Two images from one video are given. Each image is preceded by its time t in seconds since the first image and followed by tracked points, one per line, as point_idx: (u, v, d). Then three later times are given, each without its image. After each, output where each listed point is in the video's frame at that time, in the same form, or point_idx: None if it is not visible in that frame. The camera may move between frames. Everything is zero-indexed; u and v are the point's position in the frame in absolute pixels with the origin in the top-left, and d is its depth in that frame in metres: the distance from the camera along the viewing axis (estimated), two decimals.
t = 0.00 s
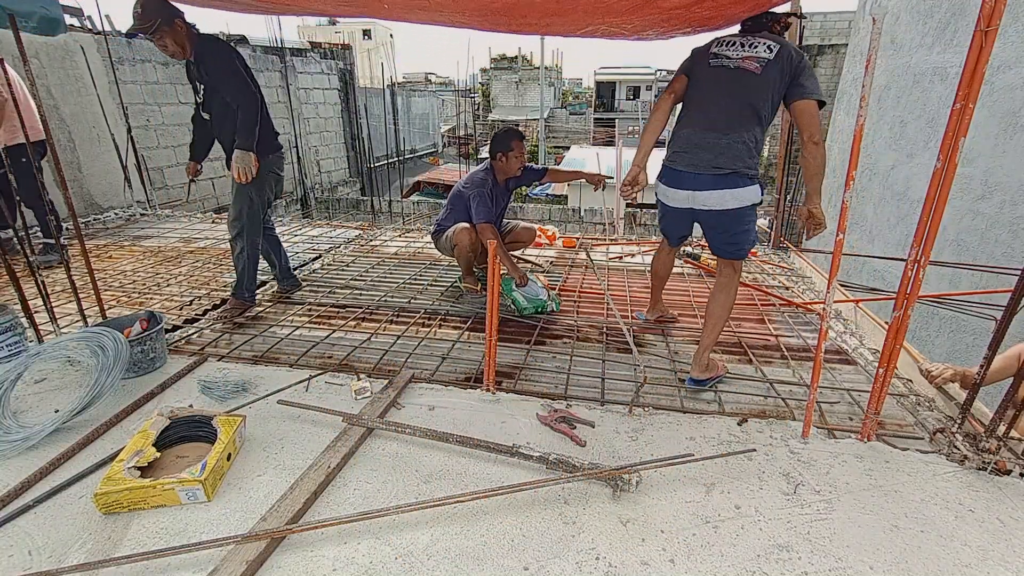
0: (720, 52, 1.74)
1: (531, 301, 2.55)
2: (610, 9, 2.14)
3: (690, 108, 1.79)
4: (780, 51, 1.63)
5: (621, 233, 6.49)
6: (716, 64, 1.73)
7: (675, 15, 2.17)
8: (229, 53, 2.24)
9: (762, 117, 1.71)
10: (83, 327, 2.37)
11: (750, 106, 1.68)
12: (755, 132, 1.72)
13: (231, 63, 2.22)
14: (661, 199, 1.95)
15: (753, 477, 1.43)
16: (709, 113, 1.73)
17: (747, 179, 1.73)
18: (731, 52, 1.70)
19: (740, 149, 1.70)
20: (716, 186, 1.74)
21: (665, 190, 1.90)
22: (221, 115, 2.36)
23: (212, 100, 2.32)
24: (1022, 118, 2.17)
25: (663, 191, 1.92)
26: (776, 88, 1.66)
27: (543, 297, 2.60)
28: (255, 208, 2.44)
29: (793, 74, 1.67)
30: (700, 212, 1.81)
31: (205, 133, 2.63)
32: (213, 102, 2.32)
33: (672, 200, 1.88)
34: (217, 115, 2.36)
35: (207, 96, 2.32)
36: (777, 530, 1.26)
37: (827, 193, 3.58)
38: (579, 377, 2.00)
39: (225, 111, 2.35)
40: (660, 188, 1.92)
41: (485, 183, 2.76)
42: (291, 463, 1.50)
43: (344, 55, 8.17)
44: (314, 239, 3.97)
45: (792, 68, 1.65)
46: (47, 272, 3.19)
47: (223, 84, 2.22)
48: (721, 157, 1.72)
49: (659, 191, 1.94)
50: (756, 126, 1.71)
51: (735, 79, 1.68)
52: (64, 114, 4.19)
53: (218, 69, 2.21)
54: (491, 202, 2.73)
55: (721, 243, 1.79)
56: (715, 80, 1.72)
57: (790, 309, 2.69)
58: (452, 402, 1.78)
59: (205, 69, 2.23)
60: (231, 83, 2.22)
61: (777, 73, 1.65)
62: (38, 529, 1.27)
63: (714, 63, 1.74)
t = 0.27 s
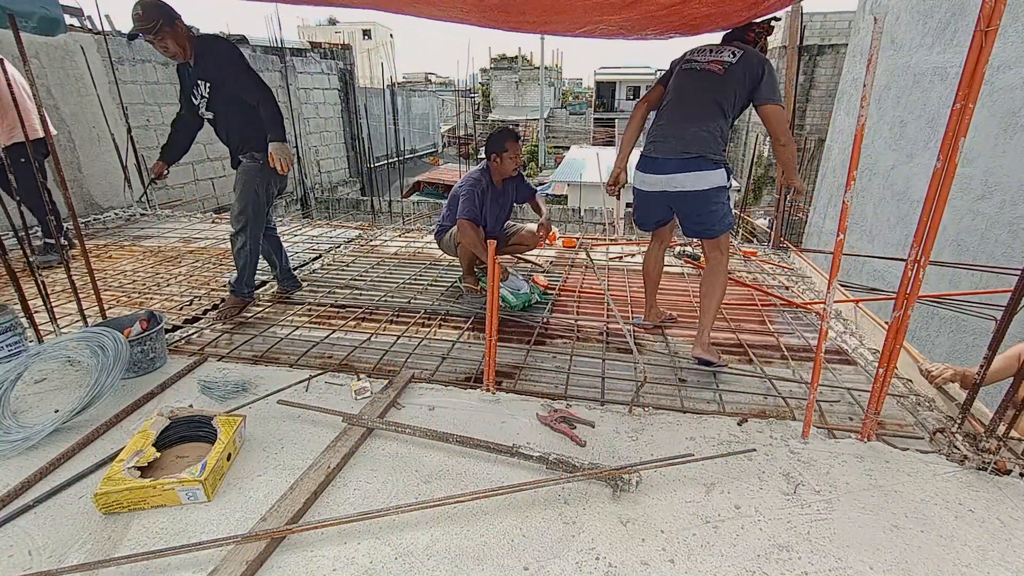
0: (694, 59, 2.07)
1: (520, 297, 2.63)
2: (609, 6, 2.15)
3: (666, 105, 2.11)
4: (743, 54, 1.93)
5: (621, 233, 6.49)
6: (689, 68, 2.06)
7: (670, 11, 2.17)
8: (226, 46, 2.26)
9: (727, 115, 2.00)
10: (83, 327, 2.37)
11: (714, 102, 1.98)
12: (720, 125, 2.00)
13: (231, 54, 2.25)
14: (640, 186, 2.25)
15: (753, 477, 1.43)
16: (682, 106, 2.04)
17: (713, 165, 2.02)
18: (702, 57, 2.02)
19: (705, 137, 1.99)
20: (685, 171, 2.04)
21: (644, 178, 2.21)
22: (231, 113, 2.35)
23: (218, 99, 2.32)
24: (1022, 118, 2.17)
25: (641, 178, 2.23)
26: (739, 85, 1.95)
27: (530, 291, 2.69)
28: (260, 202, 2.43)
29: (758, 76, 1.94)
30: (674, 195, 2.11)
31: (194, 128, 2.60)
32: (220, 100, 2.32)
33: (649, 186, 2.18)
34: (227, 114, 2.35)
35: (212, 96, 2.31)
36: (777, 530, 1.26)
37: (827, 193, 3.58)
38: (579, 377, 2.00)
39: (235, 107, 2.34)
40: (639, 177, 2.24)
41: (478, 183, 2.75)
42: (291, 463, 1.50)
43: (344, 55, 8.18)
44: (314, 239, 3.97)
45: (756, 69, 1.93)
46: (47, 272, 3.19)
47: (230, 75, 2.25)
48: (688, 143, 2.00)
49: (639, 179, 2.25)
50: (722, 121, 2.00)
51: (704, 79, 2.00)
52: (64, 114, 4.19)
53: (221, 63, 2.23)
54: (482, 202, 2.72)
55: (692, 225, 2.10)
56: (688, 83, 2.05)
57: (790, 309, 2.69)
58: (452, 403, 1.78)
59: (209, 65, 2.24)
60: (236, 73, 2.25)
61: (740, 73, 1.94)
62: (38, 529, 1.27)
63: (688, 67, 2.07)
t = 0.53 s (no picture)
0: (686, 53, 2.26)
1: (514, 298, 2.63)
2: None
3: (662, 100, 2.30)
4: (733, 51, 2.16)
5: (621, 233, 6.50)
6: (683, 62, 2.24)
7: None
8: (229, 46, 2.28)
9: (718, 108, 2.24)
10: (83, 327, 2.37)
11: (709, 95, 2.20)
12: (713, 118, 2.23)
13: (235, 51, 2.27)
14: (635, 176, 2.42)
15: (753, 477, 1.43)
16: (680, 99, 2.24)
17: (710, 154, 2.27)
18: (694, 52, 2.22)
19: (704, 129, 2.21)
20: (689, 162, 2.26)
21: (642, 168, 2.39)
22: (236, 111, 2.32)
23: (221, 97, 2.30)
24: (1022, 118, 2.17)
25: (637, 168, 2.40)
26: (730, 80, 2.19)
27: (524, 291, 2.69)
28: (272, 199, 2.44)
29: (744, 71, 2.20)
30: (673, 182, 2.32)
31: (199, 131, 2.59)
32: (224, 99, 2.30)
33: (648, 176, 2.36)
34: (231, 112, 2.32)
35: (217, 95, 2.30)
36: (777, 530, 1.26)
37: (826, 193, 3.57)
38: (579, 377, 2.00)
39: (240, 105, 2.32)
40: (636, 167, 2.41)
41: (476, 187, 2.73)
42: (291, 463, 1.50)
43: (344, 55, 8.19)
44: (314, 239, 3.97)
45: (743, 66, 2.18)
46: (47, 272, 3.19)
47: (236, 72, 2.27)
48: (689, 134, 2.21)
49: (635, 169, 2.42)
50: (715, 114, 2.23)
51: (699, 74, 2.20)
52: (64, 114, 4.19)
53: (224, 61, 2.24)
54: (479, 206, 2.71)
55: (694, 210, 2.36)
56: (682, 77, 2.24)
57: (790, 309, 2.70)
58: (452, 402, 1.78)
59: (212, 63, 2.24)
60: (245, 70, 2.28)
61: (731, 69, 2.18)
62: (38, 529, 1.27)
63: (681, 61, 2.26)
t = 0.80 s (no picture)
0: (688, 52, 2.24)
1: (513, 298, 2.63)
2: None
3: (663, 101, 2.31)
4: (734, 54, 2.15)
5: (621, 233, 6.53)
6: (685, 63, 2.23)
7: None
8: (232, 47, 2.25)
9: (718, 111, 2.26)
10: (83, 327, 2.37)
11: (709, 99, 2.22)
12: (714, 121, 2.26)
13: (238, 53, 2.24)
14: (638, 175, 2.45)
15: (753, 477, 1.43)
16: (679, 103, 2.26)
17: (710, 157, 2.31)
18: (695, 54, 2.21)
19: (703, 134, 2.25)
20: (690, 166, 2.31)
21: (644, 169, 2.41)
22: (238, 115, 2.30)
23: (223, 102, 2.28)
24: (1022, 118, 2.17)
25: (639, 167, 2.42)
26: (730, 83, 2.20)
27: (524, 291, 2.69)
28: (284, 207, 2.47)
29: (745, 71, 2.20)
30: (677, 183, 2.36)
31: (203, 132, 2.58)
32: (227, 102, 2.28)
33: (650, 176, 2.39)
34: (232, 117, 2.30)
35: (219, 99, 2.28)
36: (777, 530, 1.26)
37: (826, 193, 3.57)
38: (579, 377, 2.00)
39: (243, 109, 2.30)
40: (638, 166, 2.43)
41: (472, 193, 2.71)
42: (291, 463, 1.50)
43: (344, 55, 8.19)
44: (314, 239, 3.97)
45: (743, 69, 2.18)
46: (47, 272, 3.19)
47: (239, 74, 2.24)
48: (689, 140, 2.25)
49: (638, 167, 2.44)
50: (715, 117, 2.26)
51: (699, 77, 2.21)
52: (64, 114, 4.19)
53: (226, 63, 2.21)
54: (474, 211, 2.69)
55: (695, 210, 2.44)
56: (683, 79, 2.24)
57: (790, 309, 2.69)
58: (453, 402, 1.78)
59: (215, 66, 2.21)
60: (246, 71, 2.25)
61: (731, 72, 2.18)
62: (38, 529, 1.27)
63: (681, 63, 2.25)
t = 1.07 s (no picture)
0: (700, 55, 2.26)
1: (513, 298, 2.63)
2: None
3: (670, 102, 2.35)
4: (743, 62, 2.17)
5: (621, 233, 6.54)
6: (695, 65, 2.26)
7: None
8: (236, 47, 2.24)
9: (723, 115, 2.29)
10: (83, 327, 2.37)
11: (713, 106, 2.27)
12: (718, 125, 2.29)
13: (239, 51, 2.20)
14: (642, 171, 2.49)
15: (753, 476, 1.43)
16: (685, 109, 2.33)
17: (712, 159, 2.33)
18: (706, 59, 2.23)
19: (705, 138, 2.29)
20: (691, 167, 2.33)
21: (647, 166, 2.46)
22: (239, 116, 2.32)
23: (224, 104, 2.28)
24: (1022, 118, 2.17)
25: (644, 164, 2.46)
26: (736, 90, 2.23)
27: (524, 291, 2.69)
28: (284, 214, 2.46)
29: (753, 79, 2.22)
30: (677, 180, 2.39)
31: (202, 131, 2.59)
32: (229, 104, 2.29)
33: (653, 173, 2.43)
34: (234, 120, 2.32)
35: (221, 101, 2.28)
36: (777, 530, 1.26)
37: (826, 193, 3.57)
38: (579, 377, 2.00)
39: (245, 113, 2.32)
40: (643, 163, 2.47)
41: (472, 194, 2.71)
42: (291, 463, 1.50)
43: (344, 55, 8.19)
44: (314, 239, 3.97)
45: (753, 74, 2.18)
46: (47, 272, 3.19)
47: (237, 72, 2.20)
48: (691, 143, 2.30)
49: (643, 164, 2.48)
50: (719, 121, 2.29)
51: (707, 82, 2.25)
52: (64, 114, 4.19)
53: (228, 63, 2.19)
54: (473, 213, 2.68)
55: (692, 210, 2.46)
56: (691, 81, 2.28)
57: (790, 309, 2.69)
58: (453, 402, 1.79)
59: (216, 67, 2.20)
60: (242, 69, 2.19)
61: (739, 79, 2.20)
62: (38, 529, 1.27)
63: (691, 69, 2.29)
